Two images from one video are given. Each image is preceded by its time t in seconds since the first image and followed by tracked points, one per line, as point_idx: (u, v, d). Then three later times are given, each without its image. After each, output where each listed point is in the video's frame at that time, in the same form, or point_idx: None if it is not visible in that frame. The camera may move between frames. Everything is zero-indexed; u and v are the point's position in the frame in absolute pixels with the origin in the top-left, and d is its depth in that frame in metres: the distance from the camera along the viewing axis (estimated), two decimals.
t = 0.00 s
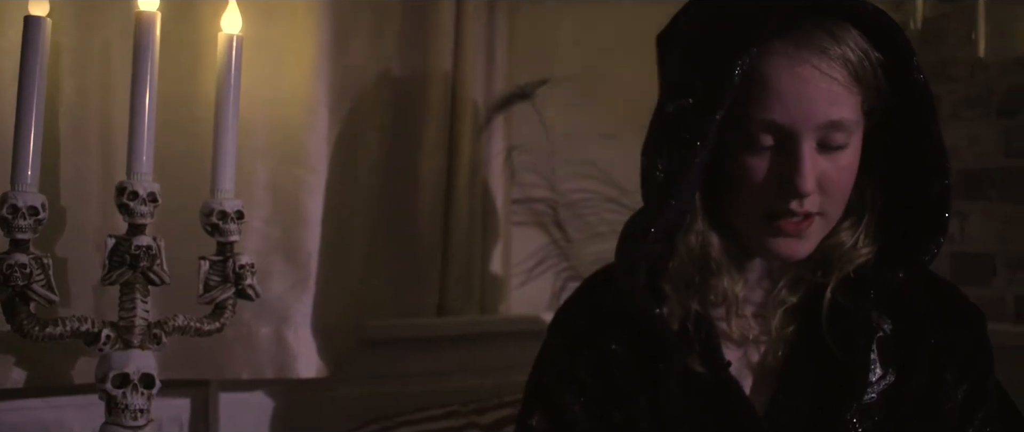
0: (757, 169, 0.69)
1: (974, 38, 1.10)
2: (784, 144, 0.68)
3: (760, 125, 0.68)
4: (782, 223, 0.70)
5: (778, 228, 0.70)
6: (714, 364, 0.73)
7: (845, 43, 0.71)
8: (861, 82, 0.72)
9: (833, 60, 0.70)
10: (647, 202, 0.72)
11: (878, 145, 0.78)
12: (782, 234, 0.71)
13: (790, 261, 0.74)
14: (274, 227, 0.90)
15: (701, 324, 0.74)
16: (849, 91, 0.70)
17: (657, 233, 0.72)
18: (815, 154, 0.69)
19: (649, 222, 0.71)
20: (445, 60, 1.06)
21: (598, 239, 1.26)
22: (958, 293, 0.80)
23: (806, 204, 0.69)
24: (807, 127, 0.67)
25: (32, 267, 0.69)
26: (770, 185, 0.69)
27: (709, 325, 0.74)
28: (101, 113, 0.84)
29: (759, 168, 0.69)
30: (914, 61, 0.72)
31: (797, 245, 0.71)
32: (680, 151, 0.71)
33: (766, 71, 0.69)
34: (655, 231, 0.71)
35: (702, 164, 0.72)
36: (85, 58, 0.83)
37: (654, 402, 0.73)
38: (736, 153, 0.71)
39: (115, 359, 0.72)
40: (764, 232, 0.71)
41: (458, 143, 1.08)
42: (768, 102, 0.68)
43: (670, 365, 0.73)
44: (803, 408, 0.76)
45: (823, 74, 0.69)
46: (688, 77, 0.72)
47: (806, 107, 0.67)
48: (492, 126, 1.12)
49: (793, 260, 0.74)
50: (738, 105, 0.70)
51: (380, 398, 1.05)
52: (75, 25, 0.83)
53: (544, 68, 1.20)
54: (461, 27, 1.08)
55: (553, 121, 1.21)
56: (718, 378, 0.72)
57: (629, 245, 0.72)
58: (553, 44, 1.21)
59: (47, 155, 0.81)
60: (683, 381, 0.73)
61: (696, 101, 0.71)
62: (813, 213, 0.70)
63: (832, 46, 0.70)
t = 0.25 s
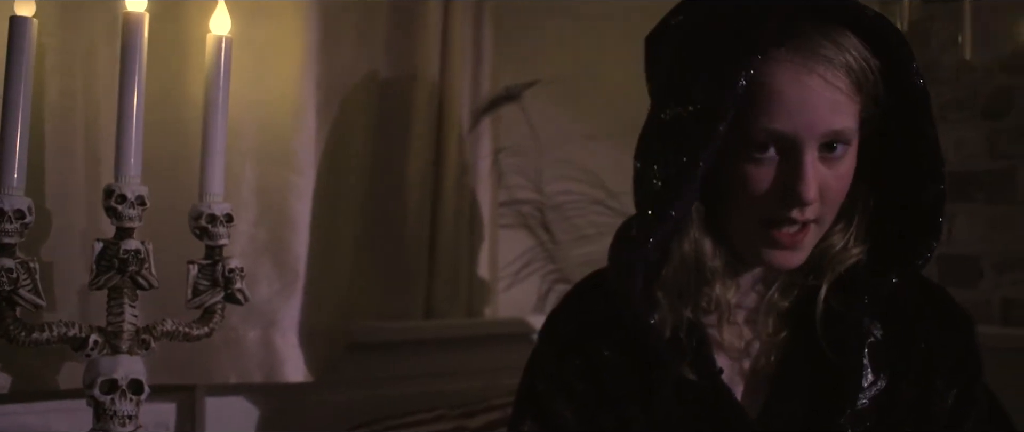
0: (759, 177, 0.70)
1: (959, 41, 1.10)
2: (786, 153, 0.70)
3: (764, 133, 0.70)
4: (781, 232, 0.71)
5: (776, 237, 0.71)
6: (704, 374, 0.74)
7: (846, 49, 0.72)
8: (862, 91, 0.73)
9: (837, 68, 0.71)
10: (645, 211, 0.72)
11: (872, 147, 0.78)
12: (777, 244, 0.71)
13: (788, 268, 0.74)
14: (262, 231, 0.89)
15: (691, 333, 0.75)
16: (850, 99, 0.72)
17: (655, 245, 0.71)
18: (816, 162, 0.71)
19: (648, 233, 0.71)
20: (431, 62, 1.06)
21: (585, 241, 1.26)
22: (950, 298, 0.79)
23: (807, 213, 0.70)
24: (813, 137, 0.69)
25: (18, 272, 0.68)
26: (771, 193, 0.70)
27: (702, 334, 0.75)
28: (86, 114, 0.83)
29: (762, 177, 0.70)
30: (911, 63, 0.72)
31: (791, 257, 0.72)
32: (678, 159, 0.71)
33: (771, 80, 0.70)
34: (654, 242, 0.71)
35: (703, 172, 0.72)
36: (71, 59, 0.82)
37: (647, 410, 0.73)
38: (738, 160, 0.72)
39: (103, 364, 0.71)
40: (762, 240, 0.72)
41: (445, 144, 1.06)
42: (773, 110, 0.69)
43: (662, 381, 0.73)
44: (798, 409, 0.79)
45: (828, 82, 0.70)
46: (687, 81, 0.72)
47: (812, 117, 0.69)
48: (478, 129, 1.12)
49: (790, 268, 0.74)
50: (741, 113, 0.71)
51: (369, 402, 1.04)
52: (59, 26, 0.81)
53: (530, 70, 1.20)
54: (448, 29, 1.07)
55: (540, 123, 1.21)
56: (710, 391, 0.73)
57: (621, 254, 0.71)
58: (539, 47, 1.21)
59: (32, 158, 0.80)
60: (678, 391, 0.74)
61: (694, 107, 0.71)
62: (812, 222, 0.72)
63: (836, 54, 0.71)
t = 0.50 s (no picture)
0: (748, 189, 0.70)
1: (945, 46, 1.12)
2: (773, 167, 0.69)
3: (752, 147, 0.69)
4: (767, 242, 0.71)
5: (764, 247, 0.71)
6: (698, 381, 0.72)
7: (837, 62, 0.72)
8: (852, 106, 0.72)
9: (827, 82, 0.71)
10: (634, 219, 0.72)
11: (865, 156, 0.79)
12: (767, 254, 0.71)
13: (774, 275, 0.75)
14: (249, 236, 0.88)
15: (684, 339, 0.74)
16: (839, 114, 0.71)
17: (644, 255, 0.71)
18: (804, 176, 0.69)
19: (636, 242, 0.71)
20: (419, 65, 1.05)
21: (572, 245, 1.25)
22: (939, 304, 0.80)
23: (794, 226, 0.70)
24: (801, 152, 0.68)
25: (4, 280, 0.67)
26: (759, 206, 0.70)
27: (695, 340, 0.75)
28: (72, 119, 0.82)
29: (748, 188, 0.70)
30: (908, 76, 0.73)
31: (782, 261, 0.72)
32: (666, 168, 0.70)
33: (761, 94, 0.69)
34: (642, 251, 0.71)
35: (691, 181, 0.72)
36: (57, 63, 0.81)
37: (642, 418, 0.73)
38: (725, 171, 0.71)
39: (90, 372, 0.70)
40: (751, 247, 0.72)
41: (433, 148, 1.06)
42: (762, 125, 0.68)
43: (656, 389, 0.73)
44: (794, 417, 0.77)
45: (817, 97, 0.69)
46: (680, 90, 0.72)
47: (801, 132, 0.68)
48: (466, 134, 1.11)
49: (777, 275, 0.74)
50: (730, 125, 0.70)
51: (357, 408, 1.03)
52: (44, 29, 0.80)
53: (518, 73, 1.20)
54: (436, 31, 1.07)
55: (527, 125, 1.20)
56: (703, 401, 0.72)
57: (610, 264, 0.71)
58: (526, 50, 1.21)
59: (18, 162, 0.79)
60: (669, 399, 0.73)
61: (685, 115, 0.71)
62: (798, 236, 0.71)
63: (826, 67, 0.71)
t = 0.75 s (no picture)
0: (740, 197, 0.70)
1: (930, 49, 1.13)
2: (767, 175, 0.69)
3: (745, 155, 0.69)
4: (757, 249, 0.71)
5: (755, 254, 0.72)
6: (685, 386, 0.72)
7: (831, 68, 0.73)
8: (845, 113, 0.74)
9: (823, 90, 0.72)
10: (624, 225, 0.74)
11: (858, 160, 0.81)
12: (759, 259, 0.72)
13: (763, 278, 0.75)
14: (232, 239, 0.87)
15: (673, 344, 0.74)
16: (831, 122, 0.71)
17: (635, 261, 0.72)
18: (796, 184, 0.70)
19: (628, 249, 0.71)
20: (404, 67, 1.05)
21: (555, 247, 1.25)
22: (931, 313, 0.81)
23: (785, 233, 0.70)
24: (795, 161, 0.68)
25: None
26: (750, 213, 0.70)
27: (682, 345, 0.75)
28: (52, 121, 0.81)
29: (740, 196, 0.70)
30: (902, 83, 0.74)
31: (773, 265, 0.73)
32: (659, 172, 0.71)
33: (756, 101, 0.69)
34: (634, 259, 0.71)
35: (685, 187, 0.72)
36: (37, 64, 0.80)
37: (630, 422, 0.73)
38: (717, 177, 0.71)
39: (71, 379, 0.69)
40: (740, 254, 0.73)
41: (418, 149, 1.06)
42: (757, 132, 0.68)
43: (644, 394, 0.72)
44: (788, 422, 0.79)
45: (812, 105, 0.70)
46: (674, 96, 0.73)
47: (796, 140, 0.68)
48: (450, 135, 1.11)
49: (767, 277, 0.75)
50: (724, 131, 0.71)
51: (341, 412, 1.02)
52: (26, 28, 0.79)
53: (503, 74, 1.19)
54: (420, 32, 1.06)
55: (512, 127, 1.20)
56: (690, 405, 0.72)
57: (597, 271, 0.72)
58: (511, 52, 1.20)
59: None
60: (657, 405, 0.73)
61: (678, 121, 0.72)
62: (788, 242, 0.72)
63: (820, 74, 0.72)
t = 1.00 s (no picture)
0: (739, 195, 0.70)
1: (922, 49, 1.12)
2: (765, 172, 0.69)
3: (744, 153, 0.69)
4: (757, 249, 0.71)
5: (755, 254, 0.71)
6: (681, 389, 0.72)
7: (829, 66, 0.73)
8: (844, 110, 0.74)
9: (821, 87, 0.72)
10: (621, 225, 0.73)
11: (856, 161, 0.80)
12: (759, 259, 0.71)
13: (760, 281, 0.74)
14: (222, 240, 0.86)
15: (671, 346, 0.74)
16: (830, 120, 0.71)
17: (634, 262, 0.73)
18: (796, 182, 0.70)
19: (626, 249, 0.72)
20: (393, 66, 1.03)
21: (545, 248, 1.24)
22: (929, 314, 0.81)
23: (785, 232, 0.70)
24: (793, 157, 0.68)
25: None
26: (750, 211, 0.70)
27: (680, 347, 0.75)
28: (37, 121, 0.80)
29: (739, 194, 0.70)
30: (900, 81, 0.74)
31: (770, 267, 0.72)
32: (658, 171, 0.71)
33: (755, 99, 0.70)
34: (632, 259, 0.72)
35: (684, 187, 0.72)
36: (21, 63, 0.78)
37: (627, 423, 0.73)
38: (717, 176, 0.71)
39: (58, 382, 0.68)
40: (740, 256, 0.72)
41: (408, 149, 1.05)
42: (755, 130, 0.68)
43: (640, 394, 0.73)
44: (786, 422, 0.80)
45: (810, 102, 0.70)
46: (672, 95, 0.73)
47: (793, 137, 0.68)
48: (440, 135, 1.10)
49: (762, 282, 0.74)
50: (724, 129, 0.71)
51: (330, 414, 1.00)
52: (11, 25, 0.78)
53: (492, 74, 1.18)
54: (409, 32, 1.05)
55: (501, 126, 1.19)
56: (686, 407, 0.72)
57: (593, 272, 0.72)
58: (499, 52, 1.19)
59: None
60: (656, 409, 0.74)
61: (676, 120, 0.71)
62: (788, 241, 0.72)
63: (818, 72, 0.72)
